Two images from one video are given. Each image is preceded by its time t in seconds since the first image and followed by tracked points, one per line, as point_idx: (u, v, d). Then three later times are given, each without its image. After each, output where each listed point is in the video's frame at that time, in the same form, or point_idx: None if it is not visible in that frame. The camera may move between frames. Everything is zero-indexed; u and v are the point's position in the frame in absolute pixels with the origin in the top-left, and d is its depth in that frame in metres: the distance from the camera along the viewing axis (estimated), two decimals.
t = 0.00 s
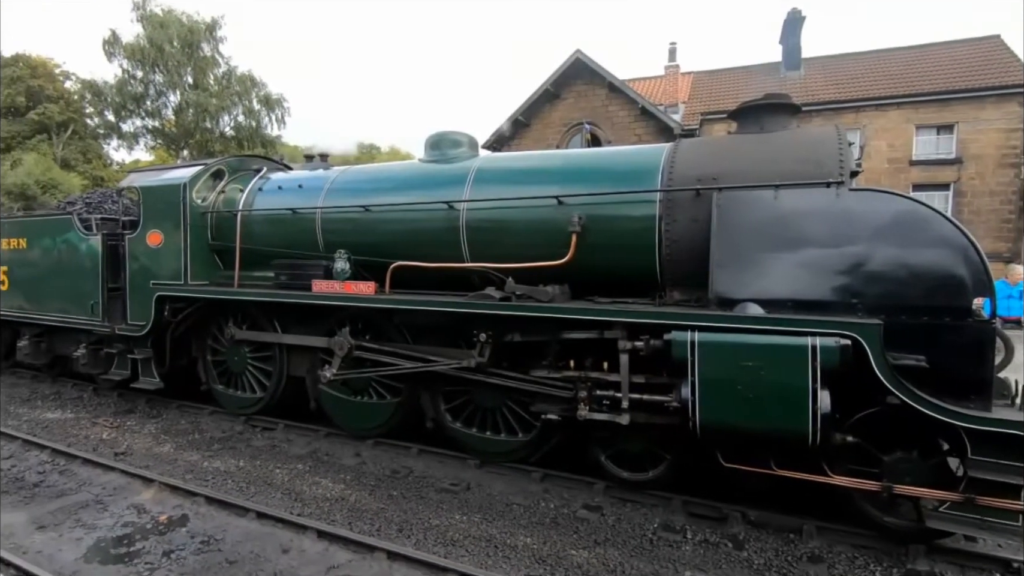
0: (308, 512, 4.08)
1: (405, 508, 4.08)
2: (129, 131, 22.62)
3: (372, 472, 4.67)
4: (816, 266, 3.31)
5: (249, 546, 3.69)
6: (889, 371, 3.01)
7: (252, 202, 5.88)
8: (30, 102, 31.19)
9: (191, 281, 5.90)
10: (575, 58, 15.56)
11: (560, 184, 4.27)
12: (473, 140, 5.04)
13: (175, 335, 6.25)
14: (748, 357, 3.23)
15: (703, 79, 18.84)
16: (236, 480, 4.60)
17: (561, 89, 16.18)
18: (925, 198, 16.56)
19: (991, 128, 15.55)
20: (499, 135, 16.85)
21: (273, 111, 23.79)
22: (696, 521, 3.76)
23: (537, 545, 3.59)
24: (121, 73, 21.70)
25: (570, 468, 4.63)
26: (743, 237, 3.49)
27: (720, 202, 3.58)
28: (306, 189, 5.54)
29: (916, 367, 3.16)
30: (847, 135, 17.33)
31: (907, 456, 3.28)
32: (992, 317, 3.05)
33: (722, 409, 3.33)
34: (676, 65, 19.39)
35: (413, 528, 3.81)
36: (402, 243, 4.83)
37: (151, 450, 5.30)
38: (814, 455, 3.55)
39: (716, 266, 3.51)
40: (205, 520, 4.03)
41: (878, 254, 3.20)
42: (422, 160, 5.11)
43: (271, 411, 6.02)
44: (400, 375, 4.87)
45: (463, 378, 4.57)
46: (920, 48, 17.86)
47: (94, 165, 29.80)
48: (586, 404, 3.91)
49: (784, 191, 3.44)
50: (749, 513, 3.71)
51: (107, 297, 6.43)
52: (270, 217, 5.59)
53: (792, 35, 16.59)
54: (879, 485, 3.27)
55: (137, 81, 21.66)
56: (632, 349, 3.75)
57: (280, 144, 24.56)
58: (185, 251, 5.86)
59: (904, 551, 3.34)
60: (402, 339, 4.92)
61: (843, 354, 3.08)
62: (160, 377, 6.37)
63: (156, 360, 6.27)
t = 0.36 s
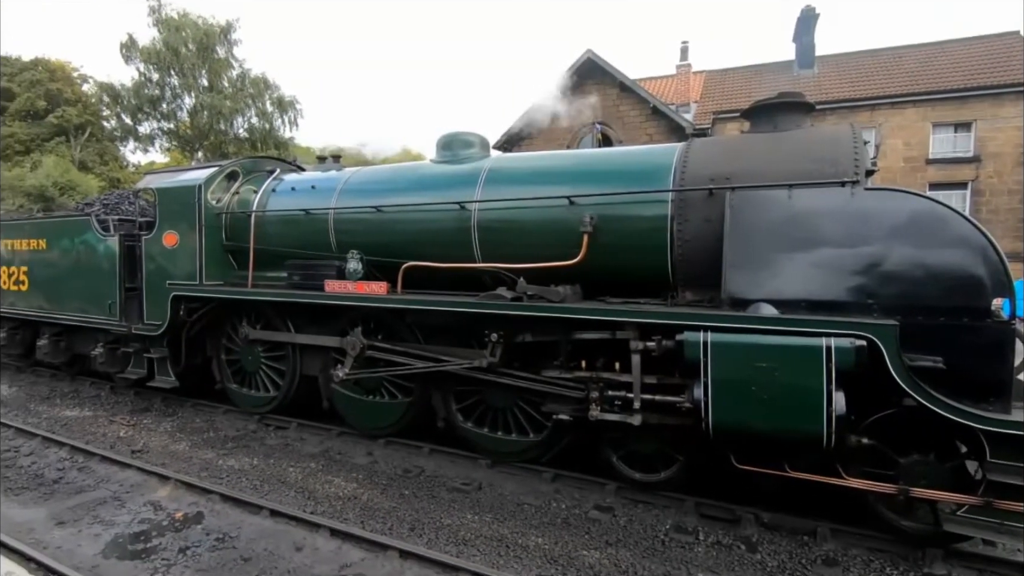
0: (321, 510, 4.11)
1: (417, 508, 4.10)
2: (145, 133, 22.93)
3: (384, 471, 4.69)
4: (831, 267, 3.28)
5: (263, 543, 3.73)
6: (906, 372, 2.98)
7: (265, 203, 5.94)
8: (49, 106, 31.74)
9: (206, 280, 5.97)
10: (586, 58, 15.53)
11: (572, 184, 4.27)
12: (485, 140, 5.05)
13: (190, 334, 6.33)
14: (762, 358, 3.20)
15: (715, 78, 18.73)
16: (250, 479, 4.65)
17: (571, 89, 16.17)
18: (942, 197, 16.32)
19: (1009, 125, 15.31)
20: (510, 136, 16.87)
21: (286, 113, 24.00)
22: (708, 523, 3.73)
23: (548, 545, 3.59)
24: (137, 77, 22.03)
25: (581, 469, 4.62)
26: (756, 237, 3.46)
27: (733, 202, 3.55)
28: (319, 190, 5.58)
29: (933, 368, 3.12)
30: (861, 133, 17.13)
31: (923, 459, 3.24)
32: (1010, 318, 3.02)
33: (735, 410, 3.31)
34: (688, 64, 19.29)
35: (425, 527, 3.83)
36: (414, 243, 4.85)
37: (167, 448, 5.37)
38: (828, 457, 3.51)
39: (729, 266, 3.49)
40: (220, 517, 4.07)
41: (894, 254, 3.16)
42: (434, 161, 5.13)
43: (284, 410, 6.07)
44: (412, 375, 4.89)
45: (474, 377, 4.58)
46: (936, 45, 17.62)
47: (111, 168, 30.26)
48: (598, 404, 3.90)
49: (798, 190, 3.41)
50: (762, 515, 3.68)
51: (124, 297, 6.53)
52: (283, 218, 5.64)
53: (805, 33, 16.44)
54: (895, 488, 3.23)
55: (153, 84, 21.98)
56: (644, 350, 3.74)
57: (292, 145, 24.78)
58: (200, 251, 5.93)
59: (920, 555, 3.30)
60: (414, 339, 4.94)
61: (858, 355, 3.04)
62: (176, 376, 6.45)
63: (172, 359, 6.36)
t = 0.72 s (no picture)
0: (333, 509, 4.14)
1: (428, 507, 4.11)
2: (159, 136, 23.22)
3: (395, 471, 4.72)
4: (845, 266, 3.25)
5: (277, 541, 3.76)
6: (922, 373, 2.94)
7: (277, 204, 5.99)
8: (65, 109, 32.23)
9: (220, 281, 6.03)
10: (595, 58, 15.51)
11: (582, 184, 4.26)
12: (495, 141, 5.06)
13: (204, 334, 6.40)
14: (774, 359, 3.18)
15: (725, 77, 18.62)
16: (263, 477, 4.69)
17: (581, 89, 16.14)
18: (958, 195, 16.11)
19: None
20: (519, 136, 16.88)
21: (297, 115, 24.19)
22: (720, 524, 3.71)
23: (559, 545, 3.59)
24: (152, 80, 22.32)
25: (592, 469, 4.61)
26: (768, 236, 3.44)
27: (745, 202, 3.53)
28: (330, 191, 5.62)
29: (950, 369, 3.08)
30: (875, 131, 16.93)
31: (940, 461, 3.20)
32: None
33: (747, 411, 3.29)
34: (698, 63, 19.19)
35: (436, 526, 3.84)
36: (424, 244, 4.87)
37: (181, 446, 5.43)
38: (842, 459, 3.48)
39: (741, 266, 3.47)
40: (233, 515, 4.12)
41: (909, 253, 3.12)
42: (444, 162, 5.15)
43: (296, 409, 6.12)
44: (423, 375, 4.91)
45: (485, 378, 4.60)
46: (952, 41, 17.39)
47: (126, 170, 30.67)
48: (608, 405, 3.90)
49: (811, 189, 3.39)
50: (775, 517, 3.65)
51: (139, 297, 6.61)
52: (295, 219, 5.69)
53: (817, 31, 16.30)
54: (911, 490, 3.19)
55: (168, 87, 22.28)
56: (655, 350, 3.73)
57: (304, 146, 24.98)
58: (214, 253, 6.00)
59: (936, 559, 3.25)
60: (425, 339, 4.96)
61: (872, 355, 3.01)
62: (190, 375, 6.52)
63: (186, 358, 6.44)
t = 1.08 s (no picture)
0: (345, 505, 4.18)
1: (440, 505, 4.13)
2: (175, 136, 23.52)
3: (406, 468, 4.74)
4: (861, 266, 3.20)
5: (290, 537, 3.80)
6: (940, 375, 2.89)
7: (291, 202, 6.04)
8: (84, 109, 32.74)
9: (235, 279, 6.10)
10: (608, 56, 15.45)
11: (595, 183, 4.25)
12: (507, 140, 5.06)
13: (218, 331, 6.48)
14: (789, 359, 3.15)
15: (739, 75, 18.46)
16: (276, 473, 4.74)
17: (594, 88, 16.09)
18: (977, 195, 15.86)
19: None
20: (531, 135, 16.88)
21: (311, 114, 24.38)
22: (733, 526, 3.69)
23: (570, 545, 3.59)
24: (169, 80, 22.62)
25: (603, 469, 4.60)
26: (783, 236, 3.41)
27: (759, 201, 3.51)
28: (344, 190, 5.66)
29: (969, 371, 3.04)
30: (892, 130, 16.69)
31: (958, 464, 3.16)
32: None
33: (761, 412, 3.26)
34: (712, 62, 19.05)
35: (448, 524, 3.86)
36: (436, 242, 4.89)
37: (196, 442, 5.50)
38: (857, 462, 3.44)
39: (755, 266, 3.44)
40: (247, 511, 4.16)
41: (928, 253, 3.08)
42: (457, 160, 5.15)
43: (309, 406, 6.17)
44: (435, 373, 4.93)
45: (497, 376, 4.60)
46: (972, 38, 17.09)
47: (142, 169, 31.10)
48: (620, 404, 3.89)
49: (827, 188, 3.35)
50: (788, 519, 3.61)
51: (156, 295, 6.70)
52: (308, 218, 5.73)
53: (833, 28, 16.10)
54: (927, 494, 3.16)
55: (184, 87, 22.57)
56: (668, 350, 3.71)
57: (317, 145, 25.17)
58: (229, 251, 6.06)
59: (954, 563, 3.21)
60: (437, 338, 4.98)
61: (889, 356, 2.97)
62: (205, 372, 6.61)
63: (201, 355, 6.52)
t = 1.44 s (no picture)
0: (358, 501, 4.21)
1: (451, 503, 4.15)
2: (193, 134, 23.83)
3: (418, 465, 4.77)
4: (880, 269, 3.16)
5: (304, 532, 3.84)
6: (961, 380, 2.84)
7: (307, 200, 6.09)
8: (104, 107, 33.23)
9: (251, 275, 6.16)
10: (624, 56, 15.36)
11: (609, 183, 4.23)
12: (522, 139, 5.05)
13: (234, 327, 6.55)
14: (806, 362, 3.12)
15: (756, 74, 18.27)
16: (290, 468, 4.79)
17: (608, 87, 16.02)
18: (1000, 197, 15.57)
19: None
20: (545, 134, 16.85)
21: (326, 113, 24.56)
22: (746, 530, 3.65)
23: (581, 545, 3.59)
24: (188, 78, 22.92)
25: (615, 470, 4.59)
26: (801, 238, 3.37)
27: (777, 202, 3.47)
28: (359, 188, 5.70)
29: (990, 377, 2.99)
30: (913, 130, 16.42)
31: (977, 471, 3.10)
32: None
33: (776, 415, 3.23)
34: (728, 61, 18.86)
35: (459, 522, 3.87)
36: (451, 241, 4.91)
37: (212, 436, 5.58)
38: (874, 467, 3.39)
39: (772, 267, 3.41)
40: (262, 505, 4.21)
41: (950, 256, 3.02)
42: (471, 159, 5.16)
43: (322, 403, 6.23)
44: (447, 371, 4.95)
45: (510, 375, 4.61)
46: (996, 37, 16.76)
47: (161, 166, 31.56)
48: (633, 405, 3.87)
49: (846, 190, 3.31)
50: (803, 524, 3.58)
51: (174, 290, 6.81)
52: (324, 216, 5.78)
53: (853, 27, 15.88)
54: (947, 501, 3.10)
55: (203, 85, 22.87)
56: (682, 351, 3.69)
57: (332, 144, 25.35)
58: (246, 247, 6.14)
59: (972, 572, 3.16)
60: (450, 336, 5.00)
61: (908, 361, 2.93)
62: (221, 367, 6.69)
63: (217, 350, 6.60)
